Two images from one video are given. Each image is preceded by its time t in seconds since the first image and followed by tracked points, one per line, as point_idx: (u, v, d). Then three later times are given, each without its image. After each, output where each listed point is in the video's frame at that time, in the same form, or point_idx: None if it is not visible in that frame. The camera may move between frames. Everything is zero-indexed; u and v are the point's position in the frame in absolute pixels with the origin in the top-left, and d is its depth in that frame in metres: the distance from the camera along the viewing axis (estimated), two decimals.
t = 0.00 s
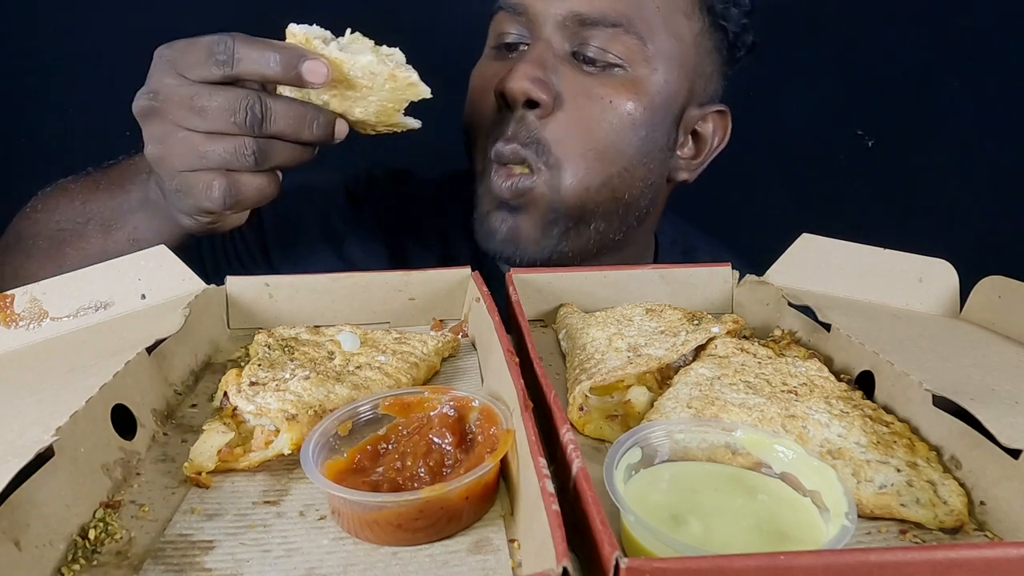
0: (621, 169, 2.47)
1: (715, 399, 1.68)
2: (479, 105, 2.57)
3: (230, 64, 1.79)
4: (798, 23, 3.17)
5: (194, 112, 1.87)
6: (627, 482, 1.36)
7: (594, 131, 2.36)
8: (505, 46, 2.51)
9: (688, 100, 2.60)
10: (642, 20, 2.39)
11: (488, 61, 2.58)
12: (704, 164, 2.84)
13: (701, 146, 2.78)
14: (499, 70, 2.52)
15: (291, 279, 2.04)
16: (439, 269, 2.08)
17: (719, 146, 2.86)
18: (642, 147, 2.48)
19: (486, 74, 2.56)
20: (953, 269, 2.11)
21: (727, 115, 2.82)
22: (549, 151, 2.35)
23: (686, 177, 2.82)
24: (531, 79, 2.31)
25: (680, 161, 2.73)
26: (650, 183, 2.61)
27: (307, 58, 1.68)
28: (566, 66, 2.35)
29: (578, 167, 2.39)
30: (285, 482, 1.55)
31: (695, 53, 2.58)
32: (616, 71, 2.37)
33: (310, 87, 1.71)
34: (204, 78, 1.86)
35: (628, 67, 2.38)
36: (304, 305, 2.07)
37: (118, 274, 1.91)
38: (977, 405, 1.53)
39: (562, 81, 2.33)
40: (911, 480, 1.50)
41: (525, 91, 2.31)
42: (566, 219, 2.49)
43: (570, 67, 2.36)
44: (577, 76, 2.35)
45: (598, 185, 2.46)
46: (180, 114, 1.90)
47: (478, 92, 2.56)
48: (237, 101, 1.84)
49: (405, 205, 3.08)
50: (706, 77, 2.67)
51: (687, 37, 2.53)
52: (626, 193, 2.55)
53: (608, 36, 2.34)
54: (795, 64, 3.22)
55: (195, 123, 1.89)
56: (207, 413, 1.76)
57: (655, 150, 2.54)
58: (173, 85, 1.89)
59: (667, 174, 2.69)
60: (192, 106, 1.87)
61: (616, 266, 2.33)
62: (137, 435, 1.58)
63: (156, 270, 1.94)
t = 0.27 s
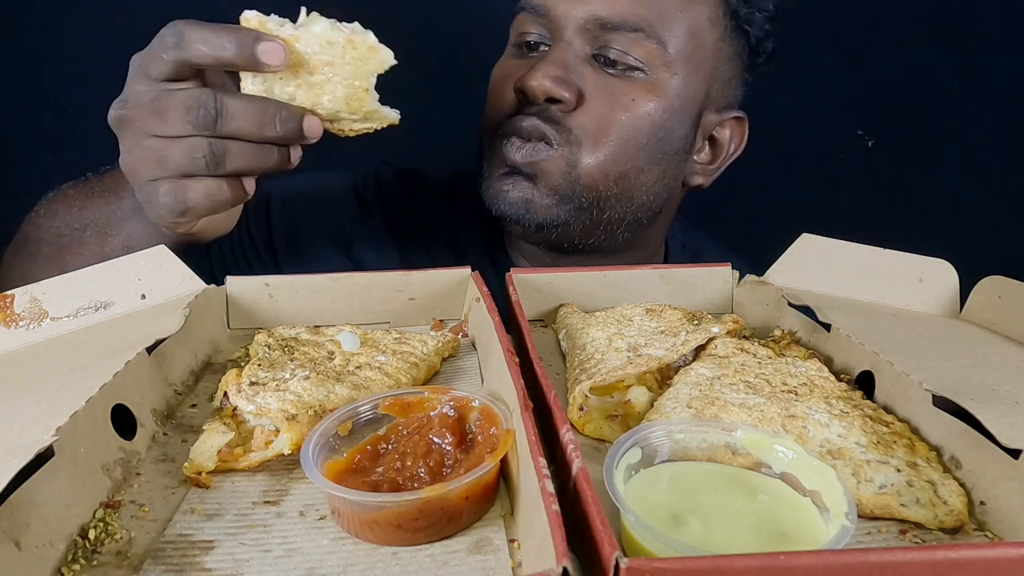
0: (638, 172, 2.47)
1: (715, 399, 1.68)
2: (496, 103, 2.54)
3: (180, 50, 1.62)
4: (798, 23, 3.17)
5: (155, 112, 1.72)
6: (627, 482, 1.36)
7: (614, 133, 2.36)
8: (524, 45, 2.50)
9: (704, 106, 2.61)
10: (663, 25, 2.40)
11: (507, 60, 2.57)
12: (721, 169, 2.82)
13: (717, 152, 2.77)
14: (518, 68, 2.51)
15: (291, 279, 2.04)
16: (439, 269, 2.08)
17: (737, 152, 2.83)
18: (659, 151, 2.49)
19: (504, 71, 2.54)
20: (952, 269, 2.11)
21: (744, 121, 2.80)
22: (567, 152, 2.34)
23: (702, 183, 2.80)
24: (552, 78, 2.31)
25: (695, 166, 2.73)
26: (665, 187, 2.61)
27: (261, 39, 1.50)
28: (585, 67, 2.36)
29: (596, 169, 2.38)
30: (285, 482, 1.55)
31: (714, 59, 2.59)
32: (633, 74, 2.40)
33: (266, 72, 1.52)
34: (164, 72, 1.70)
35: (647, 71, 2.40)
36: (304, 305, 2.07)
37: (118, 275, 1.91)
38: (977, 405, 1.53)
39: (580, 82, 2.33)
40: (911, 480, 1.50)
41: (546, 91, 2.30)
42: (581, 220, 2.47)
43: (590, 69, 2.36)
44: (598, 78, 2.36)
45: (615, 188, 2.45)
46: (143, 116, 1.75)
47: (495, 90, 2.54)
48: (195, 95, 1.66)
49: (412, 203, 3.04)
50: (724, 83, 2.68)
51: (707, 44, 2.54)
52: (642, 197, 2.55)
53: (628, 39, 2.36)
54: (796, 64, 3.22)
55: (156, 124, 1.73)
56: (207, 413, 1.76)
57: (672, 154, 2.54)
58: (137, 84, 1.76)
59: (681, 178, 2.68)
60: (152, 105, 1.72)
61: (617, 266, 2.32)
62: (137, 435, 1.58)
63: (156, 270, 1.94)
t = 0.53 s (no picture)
0: (641, 178, 2.46)
1: (715, 399, 1.68)
2: (501, 107, 2.56)
3: (163, 59, 1.62)
4: (799, 22, 3.16)
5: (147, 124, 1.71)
6: (627, 482, 1.36)
7: (618, 142, 2.36)
8: (530, 48, 2.51)
9: (708, 112, 2.60)
10: (668, 29, 2.39)
11: (513, 62, 2.57)
12: (724, 172, 2.82)
13: (720, 155, 2.77)
14: (524, 71, 2.51)
15: (291, 279, 2.04)
16: (440, 269, 2.08)
17: (740, 156, 2.83)
18: (662, 157, 2.48)
19: (510, 74, 2.55)
20: (953, 269, 2.11)
21: (748, 125, 2.80)
22: (570, 157, 2.35)
23: (705, 186, 2.81)
24: (556, 83, 2.30)
25: (698, 169, 2.74)
26: (669, 193, 2.62)
27: (243, 51, 1.47)
28: (589, 72, 2.35)
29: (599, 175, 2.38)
30: (285, 482, 1.55)
31: (719, 65, 2.57)
32: (638, 80, 2.38)
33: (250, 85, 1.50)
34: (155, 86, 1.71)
35: (652, 76, 2.39)
36: (304, 305, 2.07)
37: (118, 275, 1.91)
38: (977, 405, 1.53)
39: (584, 89, 2.33)
40: (911, 480, 1.50)
41: (550, 96, 2.30)
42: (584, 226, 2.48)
43: (594, 74, 2.36)
44: (602, 82, 2.35)
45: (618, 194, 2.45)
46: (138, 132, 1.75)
47: (501, 94, 2.56)
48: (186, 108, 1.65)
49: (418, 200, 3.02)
50: (729, 88, 2.66)
51: (714, 49, 2.52)
52: (645, 202, 2.55)
53: (633, 44, 2.35)
54: (796, 64, 3.22)
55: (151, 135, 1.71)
56: (207, 413, 1.76)
57: (676, 159, 2.54)
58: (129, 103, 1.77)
59: (684, 183, 2.69)
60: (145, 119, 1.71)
61: (616, 266, 2.32)
62: (137, 435, 1.58)
63: (156, 270, 1.94)
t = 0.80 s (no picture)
0: (653, 202, 2.45)
1: (715, 399, 1.68)
2: (492, 157, 2.39)
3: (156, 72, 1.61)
4: (799, 22, 3.16)
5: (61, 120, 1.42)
6: (627, 482, 1.36)
7: (630, 184, 2.34)
8: (513, 87, 2.33)
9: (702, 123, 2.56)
10: (670, 67, 2.28)
11: (496, 102, 2.37)
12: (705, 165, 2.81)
13: (703, 153, 2.76)
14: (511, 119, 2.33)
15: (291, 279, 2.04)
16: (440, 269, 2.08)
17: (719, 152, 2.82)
18: (670, 180, 2.47)
19: (495, 119, 2.36)
20: (952, 269, 2.11)
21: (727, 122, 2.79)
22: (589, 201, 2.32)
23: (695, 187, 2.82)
24: (566, 143, 2.20)
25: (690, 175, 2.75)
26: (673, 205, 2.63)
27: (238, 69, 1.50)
28: (595, 127, 2.25)
29: (614, 206, 2.37)
30: (285, 482, 1.55)
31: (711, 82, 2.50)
32: (644, 122, 2.31)
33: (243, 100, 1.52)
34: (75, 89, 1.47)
35: (656, 117, 2.32)
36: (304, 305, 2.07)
37: (118, 274, 1.92)
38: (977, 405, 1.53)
39: (592, 142, 2.25)
40: (911, 480, 1.50)
41: (560, 156, 2.21)
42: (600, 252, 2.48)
43: (600, 122, 2.26)
44: (607, 129, 2.26)
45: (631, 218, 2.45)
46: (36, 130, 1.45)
47: (488, 142, 2.38)
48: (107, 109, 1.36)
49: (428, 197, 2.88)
50: (719, 98, 2.62)
51: (709, 64, 2.45)
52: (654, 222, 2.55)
53: (638, 90, 2.25)
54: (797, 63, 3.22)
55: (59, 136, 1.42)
56: (206, 413, 1.76)
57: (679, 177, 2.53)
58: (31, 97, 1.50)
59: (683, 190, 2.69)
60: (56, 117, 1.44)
61: (616, 266, 2.32)
62: (137, 435, 1.58)
63: (156, 270, 1.96)
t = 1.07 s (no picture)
0: (654, 202, 2.45)
1: (715, 399, 1.68)
2: (491, 154, 2.39)
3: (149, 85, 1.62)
4: (799, 22, 3.16)
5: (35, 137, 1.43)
6: (627, 482, 1.36)
7: (630, 183, 2.33)
8: (513, 84, 2.33)
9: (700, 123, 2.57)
10: (669, 64, 2.28)
11: (495, 101, 2.37)
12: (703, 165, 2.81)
13: (702, 153, 2.77)
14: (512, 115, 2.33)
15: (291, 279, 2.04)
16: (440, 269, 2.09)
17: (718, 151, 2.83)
18: (670, 180, 2.47)
19: (495, 115, 2.36)
20: (952, 269, 2.11)
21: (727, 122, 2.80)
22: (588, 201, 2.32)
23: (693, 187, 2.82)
24: (566, 139, 2.20)
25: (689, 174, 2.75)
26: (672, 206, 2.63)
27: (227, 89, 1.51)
28: (594, 123, 2.25)
29: (615, 206, 2.37)
30: (285, 482, 1.55)
31: (709, 80, 2.50)
32: (643, 120, 2.31)
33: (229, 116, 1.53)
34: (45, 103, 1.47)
35: (655, 115, 2.31)
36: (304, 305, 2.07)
37: (119, 274, 1.92)
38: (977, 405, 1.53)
39: (591, 139, 2.24)
40: (911, 480, 1.50)
41: (561, 153, 2.20)
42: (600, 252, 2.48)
43: (599, 119, 2.26)
44: (607, 127, 2.26)
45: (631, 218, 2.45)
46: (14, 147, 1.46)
47: (488, 139, 2.38)
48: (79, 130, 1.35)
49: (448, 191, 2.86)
50: (716, 97, 2.62)
51: (707, 63, 2.45)
52: (653, 222, 2.55)
53: (637, 86, 2.24)
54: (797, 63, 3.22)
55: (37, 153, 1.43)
56: (207, 413, 1.76)
57: (679, 176, 2.53)
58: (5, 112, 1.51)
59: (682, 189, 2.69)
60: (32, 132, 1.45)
61: (616, 266, 2.32)
62: (137, 434, 1.58)
63: (156, 270, 1.95)
